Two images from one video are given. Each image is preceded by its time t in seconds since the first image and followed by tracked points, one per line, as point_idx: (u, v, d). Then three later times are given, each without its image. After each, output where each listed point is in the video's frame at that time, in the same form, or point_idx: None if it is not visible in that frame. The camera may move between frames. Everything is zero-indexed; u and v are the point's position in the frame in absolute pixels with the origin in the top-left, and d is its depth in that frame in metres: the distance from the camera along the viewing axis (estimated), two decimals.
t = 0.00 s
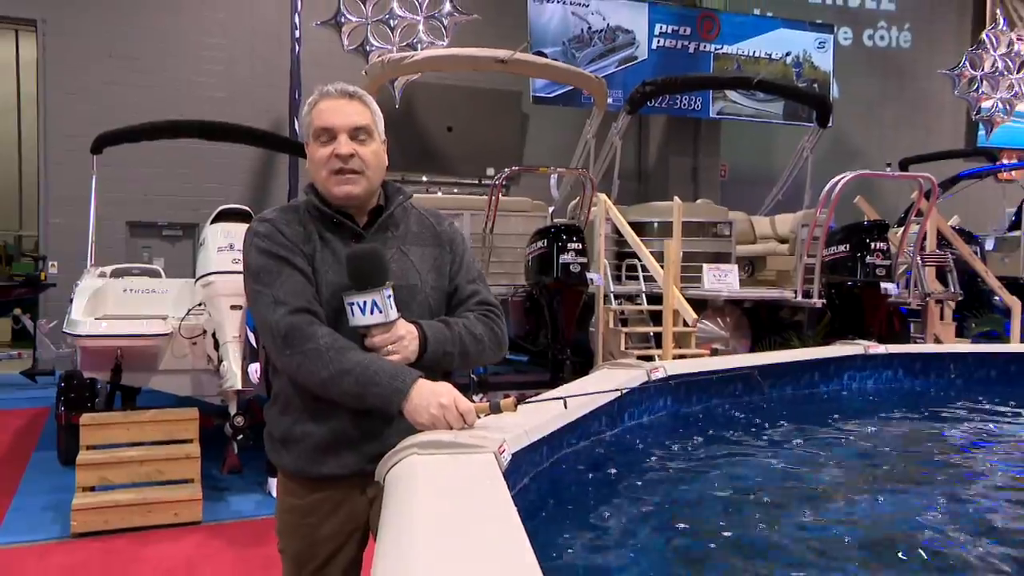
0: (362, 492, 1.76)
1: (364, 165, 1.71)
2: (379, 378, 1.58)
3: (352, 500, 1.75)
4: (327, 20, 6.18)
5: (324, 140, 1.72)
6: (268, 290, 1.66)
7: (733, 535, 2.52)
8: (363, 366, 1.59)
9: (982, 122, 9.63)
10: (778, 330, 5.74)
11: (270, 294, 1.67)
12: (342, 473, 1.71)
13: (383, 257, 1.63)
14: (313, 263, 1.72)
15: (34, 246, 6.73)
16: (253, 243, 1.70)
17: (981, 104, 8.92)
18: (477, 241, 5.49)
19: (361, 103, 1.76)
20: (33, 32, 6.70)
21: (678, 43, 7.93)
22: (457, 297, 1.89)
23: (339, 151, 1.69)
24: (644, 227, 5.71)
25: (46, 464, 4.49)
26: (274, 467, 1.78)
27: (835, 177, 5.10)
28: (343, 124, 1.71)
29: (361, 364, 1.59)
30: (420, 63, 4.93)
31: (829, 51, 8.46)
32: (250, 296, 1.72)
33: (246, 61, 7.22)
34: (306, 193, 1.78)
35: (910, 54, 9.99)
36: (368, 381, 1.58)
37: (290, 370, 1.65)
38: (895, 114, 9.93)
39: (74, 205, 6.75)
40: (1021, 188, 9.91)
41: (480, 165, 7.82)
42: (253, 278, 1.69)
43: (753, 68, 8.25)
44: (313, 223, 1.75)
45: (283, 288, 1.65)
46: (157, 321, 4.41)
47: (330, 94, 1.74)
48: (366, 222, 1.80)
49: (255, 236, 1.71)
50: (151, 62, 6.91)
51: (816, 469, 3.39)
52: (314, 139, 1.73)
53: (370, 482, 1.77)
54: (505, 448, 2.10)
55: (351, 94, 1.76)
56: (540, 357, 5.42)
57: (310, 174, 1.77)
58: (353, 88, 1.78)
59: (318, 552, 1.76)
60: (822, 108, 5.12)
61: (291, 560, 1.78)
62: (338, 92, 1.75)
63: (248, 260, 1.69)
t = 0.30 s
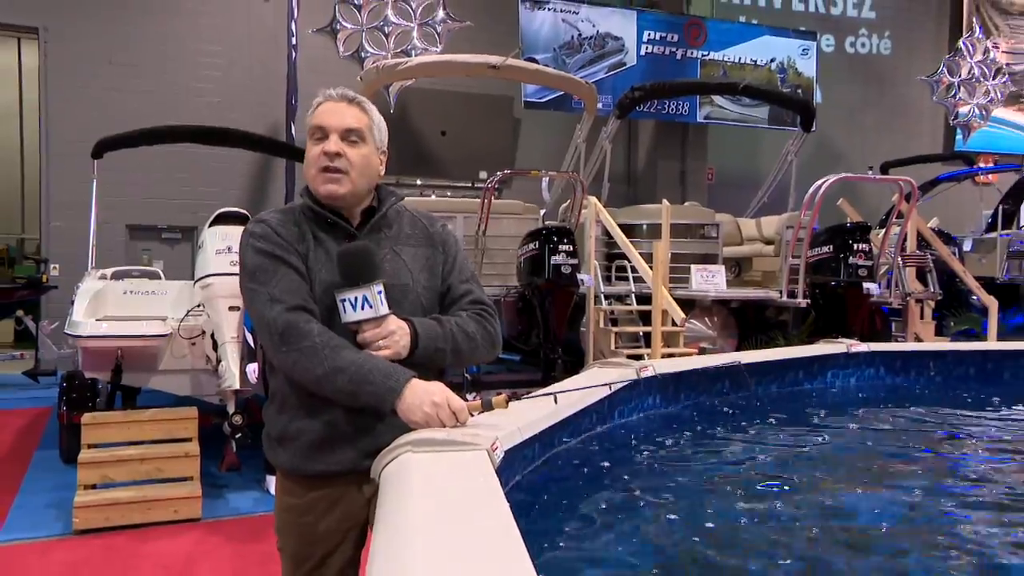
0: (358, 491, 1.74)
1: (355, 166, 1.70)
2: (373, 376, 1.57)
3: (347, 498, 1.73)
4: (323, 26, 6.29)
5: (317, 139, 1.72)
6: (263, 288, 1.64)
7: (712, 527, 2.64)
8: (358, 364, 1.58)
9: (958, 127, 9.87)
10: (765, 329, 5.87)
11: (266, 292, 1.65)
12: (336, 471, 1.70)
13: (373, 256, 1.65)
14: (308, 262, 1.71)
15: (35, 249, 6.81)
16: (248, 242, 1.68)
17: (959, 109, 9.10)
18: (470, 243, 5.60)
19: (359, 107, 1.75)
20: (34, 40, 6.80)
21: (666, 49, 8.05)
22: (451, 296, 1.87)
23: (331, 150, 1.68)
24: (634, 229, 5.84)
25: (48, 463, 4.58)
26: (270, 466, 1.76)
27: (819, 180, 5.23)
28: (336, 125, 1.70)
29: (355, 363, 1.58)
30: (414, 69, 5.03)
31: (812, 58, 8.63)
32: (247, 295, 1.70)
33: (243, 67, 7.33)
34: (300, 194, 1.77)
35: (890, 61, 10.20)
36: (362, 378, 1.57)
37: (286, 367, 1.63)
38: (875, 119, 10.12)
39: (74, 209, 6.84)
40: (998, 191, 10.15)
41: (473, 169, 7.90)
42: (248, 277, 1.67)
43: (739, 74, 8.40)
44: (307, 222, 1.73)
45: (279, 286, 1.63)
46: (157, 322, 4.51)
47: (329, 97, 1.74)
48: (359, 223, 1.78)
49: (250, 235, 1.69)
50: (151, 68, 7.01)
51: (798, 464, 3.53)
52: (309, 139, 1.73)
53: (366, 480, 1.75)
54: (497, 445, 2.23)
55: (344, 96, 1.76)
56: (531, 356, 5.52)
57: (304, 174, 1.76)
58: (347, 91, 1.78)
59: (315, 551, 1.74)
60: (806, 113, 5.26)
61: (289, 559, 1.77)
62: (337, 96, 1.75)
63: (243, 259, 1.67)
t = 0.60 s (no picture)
0: (355, 489, 1.76)
1: (356, 166, 1.69)
2: (369, 374, 1.55)
3: (344, 496, 1.75)
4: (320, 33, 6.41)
5: (320, 140, 1.71)
6: (263, 287, 1.64)
7: (695, 518, 2.75)
8: (354, 362, 1.56)
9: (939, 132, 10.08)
10: (753, 329, 5.99)
11: (264, 290, 1.64)
12: (332, 469, 1.73)
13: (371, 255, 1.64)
14: (306, 262, 1.70)
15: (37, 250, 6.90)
16: (248, 241, 1.68)
17: (941, 114, 9.20)
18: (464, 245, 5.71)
19: (361, 109, 1.76)
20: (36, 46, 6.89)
21: (655, 55, 8.17)
22: (449, 297, 1.84)
23: (332, 151, 1.67)
24: (625, 231, 5.94)
25: (51, 462, 4.66)
26: (272, 465, 1.79)
27: (806, 183, 5.34)
28: (339, 126, 1.70)
29: (351, 361, 1.57)
30: (408, 75, 5.13)
31: (799, 64, 8.77)
32: (246, 294, 1.69)
33: (242, 73, 7.43)
34: (301, 195, 1.76)
35: (874, 67, 10.39)
36: (358, 376, 1.55)
37: (283, 365, 1.62)
38: (859, 124, 10.30)
39: (75, 211, 6.93)
40: (978, 194, 10.36)
41: (467, 172, 8.01)
42: (248, 276, 1.67)
43: (728, 80, 8.51)
44: (307, 222, 1.72)
45: (277, 285, 1.63)
46: (157, 322, 4.59)
47: (331, 99, 1.74)
48: (359, 223, 1.77)
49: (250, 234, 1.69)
50: (151, 73, 7.10)
51: (782, 459, 3.64)
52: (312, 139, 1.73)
53: (362, 478, 1.77)
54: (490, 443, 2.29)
55: (347, 98, 1.76)
56: (525, 355, 5.64)
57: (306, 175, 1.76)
58: (350, 94, 1.78)
59: (313, 548, 1.78)
60: (793, 118, 5.39)
61: (289, 555, 1.81)
62: (340, 98, 1.75)
63: (243, 258, 1.67)
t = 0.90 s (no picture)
0: (344, 487, 1.77)
1: (360, 170, 1.71)
2: (362, 371, 1.59)
3: (336, 492, 1.76)
4: (315, 36, 6.42)
5: (324, 143, 1.73)
6: (260, 283, 1.67)
7: (677, 510, 2.87)
8: (347, 359, 1.60)
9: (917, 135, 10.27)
10: (738, 327, 6.06)
11: (262, 286, 1.67)
12: (325, 465, 1.73)
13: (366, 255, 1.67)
14: (304, 260, 1.73)
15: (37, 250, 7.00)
16: (248, 238, 1.72)
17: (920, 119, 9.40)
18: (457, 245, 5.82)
19: (364, 113, 1.77)
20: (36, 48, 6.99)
21: (643, 59, 8.30)
22: (444, 299, 1.87)
23: (335, 153, 1.69)
24: (614, 231, 6.07)
25: (51, 458, 4.74)
26: (265, 460, 1.79)
27: (790, 185, 5.45)
28: (343, 129, 1.71)
29: (345, 359, 1.60)
30: (401, 78, 5.24)
31: (784, 68, 8.91)
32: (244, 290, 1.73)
33: (238, 75, 7.54)
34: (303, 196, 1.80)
35: (857, 72, 10.58)
36: (351, 373, 1.59)
37: (278, 360, 1.65)
38: (841, 128, 10.48)
39: (73, 211, 7.03)
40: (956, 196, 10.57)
41: (459, 174, 8.12)
42: (246, 272, 1.71)
43: (714, 84, 8.65)
44: (307, 222, 1.76)
45: (275, 282, 1.66)
46: (154, 320, 4.67)
47: (335, 102, 1.76)
48: (359, 224, 1.80)
49: (250, 232, 1.73)
50: (148, 75, 7.21)
51: (764, 453, 3.77)
52: (315, 141, 1.74)
53: (353, 475, 1.78)
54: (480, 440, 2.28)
55: (352, 102, 1.77)
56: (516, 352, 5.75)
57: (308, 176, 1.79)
58: (356, 97, 1.79)
59: (306, 543, 1.77)
60: (777, 121, 5.53)
61: (281, 551, 1.80)
62: (344, 101, 1.76)
63: (243, 254, 1.71)
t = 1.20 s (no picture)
0: (336, 484, 1.83)
1: (359, 172, 1.78)
2: (352, 368, 1.65)
3: (328, 488, 1.83)
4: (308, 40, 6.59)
5: (325, 144, 1.79)
6: (253, 279, 1.72)
7: (660, 501, 2.98)
8: (338, 357, 1.66)
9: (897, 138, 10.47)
10: (723, 325, 6.12)
11: (255, 283, 1.73)
12: (317, 462, 1.79)
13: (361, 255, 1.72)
14: (299, 258, 1.79)
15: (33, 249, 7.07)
16: (244, 235, 1.77)
17: (899, 122, 9.63)
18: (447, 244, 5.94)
19: (366, 116, 1.83)
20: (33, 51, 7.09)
21: (630, 62, 8.42)
22: (436, 301, 1.93)
23: (336, 155, 1.75)
24: (601, 231, 6.21)
25: (49, 453, 4.83)
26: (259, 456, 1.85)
27: (773, 186, 5.57)
28: (343, 132, 1.78)
29: (335, 356, 1.66)
30: (392, 80, 5.34)
31: (767, 72, 9.06)
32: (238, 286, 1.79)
33: (232, 77, 7.64)
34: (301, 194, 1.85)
35: (838, 76, 10.76)
36: (341, 370, 1.64)
37: (268, 356, 1.71)
38: (823, 131, 10.68)
39: (70, 211, 7.11)
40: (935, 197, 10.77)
41: (450, 174, 8.22)
42: (241, 269, 1.76)
43: (699, 87, 8.80)
44: (303, 221, 1.82)
45: (267, 279, 1.71)
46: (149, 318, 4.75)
47: (337, 104, 1.82)
48: (355, 224, 1.86)
49: (246, 229, 1.78)
50: (144, 77, 7.30)
51: (745, 446, 3.91)
52: (317, 142, 1.81)
53: (344, 472, 1.85)
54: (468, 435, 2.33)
55: (354, 104, 1.83)
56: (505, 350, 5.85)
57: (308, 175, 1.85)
58: (357, 99, 1.85)
59: (297, 538, 1.83)
60: (760, 124, 5.67)
61: (273, 545, 1.87)
62: (345, 104, 1.82)
63: (239, 251, 1.76)
